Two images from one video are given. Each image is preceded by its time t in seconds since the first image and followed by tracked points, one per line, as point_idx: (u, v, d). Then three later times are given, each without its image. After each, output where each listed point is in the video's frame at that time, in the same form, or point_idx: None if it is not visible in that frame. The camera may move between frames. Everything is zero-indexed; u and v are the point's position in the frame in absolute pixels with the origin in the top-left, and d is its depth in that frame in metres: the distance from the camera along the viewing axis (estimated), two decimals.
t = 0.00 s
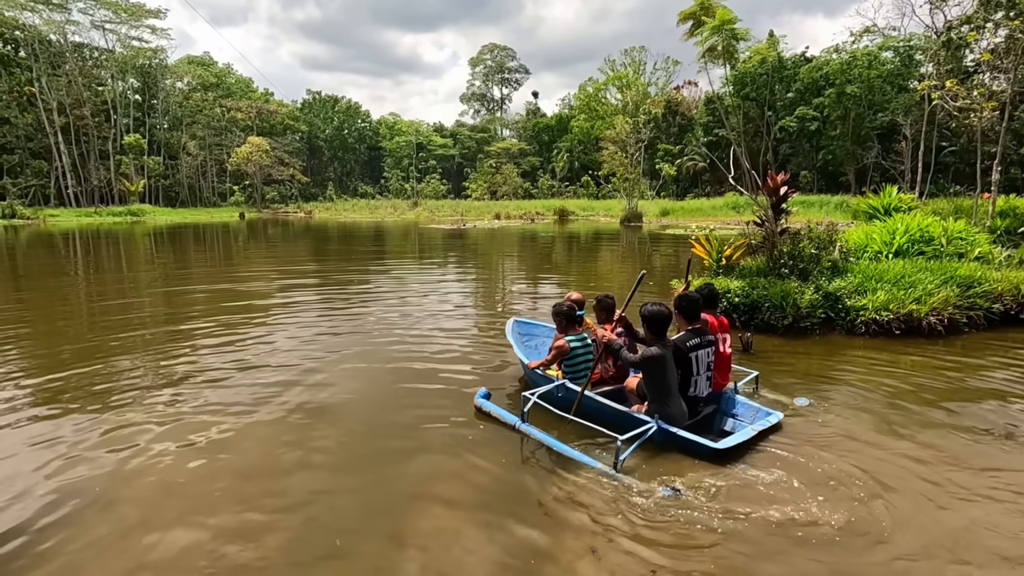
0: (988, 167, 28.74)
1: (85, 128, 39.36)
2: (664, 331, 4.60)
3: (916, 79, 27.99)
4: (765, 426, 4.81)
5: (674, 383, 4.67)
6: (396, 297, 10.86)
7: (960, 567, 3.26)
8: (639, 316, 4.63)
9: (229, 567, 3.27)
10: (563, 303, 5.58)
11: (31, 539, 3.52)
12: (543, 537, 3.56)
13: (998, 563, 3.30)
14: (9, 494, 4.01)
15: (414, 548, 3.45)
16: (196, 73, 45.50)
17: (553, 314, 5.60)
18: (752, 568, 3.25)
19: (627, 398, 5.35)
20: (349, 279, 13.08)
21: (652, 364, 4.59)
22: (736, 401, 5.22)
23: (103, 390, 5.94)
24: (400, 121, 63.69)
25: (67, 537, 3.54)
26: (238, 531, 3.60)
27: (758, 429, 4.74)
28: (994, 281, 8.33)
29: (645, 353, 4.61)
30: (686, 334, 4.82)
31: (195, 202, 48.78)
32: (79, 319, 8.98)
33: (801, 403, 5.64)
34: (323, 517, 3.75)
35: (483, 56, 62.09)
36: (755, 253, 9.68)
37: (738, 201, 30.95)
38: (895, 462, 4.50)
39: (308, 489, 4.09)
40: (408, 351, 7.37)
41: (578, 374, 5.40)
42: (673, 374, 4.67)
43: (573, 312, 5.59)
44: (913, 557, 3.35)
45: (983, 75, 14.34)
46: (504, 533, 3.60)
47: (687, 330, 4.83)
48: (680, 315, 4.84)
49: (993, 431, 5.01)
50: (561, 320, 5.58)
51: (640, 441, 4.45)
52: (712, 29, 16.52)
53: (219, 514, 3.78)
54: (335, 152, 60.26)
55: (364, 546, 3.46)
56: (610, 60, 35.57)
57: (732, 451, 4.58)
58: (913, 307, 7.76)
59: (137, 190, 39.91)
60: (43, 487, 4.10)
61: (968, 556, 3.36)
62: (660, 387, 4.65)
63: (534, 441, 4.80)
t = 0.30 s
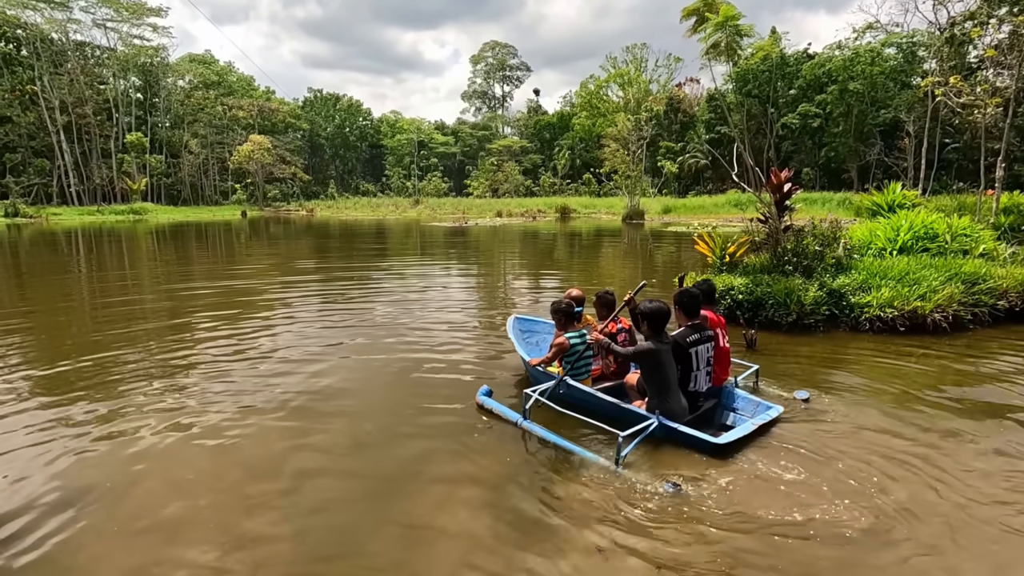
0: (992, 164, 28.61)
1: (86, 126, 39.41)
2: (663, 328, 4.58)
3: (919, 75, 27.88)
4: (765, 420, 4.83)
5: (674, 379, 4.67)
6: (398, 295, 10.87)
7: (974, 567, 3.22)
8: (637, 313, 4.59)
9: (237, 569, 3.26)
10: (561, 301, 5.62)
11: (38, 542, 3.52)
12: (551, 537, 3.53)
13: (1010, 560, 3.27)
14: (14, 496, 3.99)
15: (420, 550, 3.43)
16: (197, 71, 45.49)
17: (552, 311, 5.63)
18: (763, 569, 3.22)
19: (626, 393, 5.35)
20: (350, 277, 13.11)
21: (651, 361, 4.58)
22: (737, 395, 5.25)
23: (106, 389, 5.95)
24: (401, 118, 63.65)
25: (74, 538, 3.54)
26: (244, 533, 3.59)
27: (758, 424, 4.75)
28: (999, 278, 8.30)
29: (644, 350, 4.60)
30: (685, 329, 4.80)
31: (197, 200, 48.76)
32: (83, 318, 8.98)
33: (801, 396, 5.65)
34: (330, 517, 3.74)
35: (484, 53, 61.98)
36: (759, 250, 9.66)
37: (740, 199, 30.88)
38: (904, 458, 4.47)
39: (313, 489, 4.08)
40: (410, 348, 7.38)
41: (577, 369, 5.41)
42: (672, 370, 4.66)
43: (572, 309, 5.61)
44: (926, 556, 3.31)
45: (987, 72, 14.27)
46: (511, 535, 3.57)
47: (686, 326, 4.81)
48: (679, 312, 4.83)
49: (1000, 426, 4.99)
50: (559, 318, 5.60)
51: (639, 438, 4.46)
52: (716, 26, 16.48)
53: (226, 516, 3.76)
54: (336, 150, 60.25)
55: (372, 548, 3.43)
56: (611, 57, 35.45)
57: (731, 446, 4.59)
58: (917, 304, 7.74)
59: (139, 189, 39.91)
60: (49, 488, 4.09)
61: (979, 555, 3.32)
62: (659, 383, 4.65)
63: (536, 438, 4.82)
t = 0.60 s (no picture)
0: (995, 161, 28.49)
1: (88, 126, 39.45)
2: (658, 324, 4.62)
3: (922, 72, 27.76)
4: (762, 414, 4.86)
5: (671, 374, 4.70)
6: (399, 293, 10.89)
7: (979, 565, 3.19)
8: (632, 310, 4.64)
9: (237, 567, 3.25)
10: (558, 298, 5.62)
11: (40, 540, 3.52)
12: (551, 535, 3.52)
13: (1015, 558, 3.24)
14: (17, 494, 4.01)
15: (419, 547, 3.42)
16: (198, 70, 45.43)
17: (548, 309, 5.63)
18: (766, 567, 3.19)
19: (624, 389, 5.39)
20: (351, 275, 13.16)
21: (647, 357, 4.61)
22: (733, 389, 5.28)
23: (109, 386, 5.98)
24: (402, 116, 63.58)
25: (76, 536, 3.55)
26: (245, 530, 3.58)
27: (755, 418, 4.78)
28: (1002, 274, 8.29)
29: (640, 346, 4.64)
30: (683, 325, 4.84)
31: (199, 199, 48.84)
32: (87, 316, 9.05)
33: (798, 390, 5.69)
34: (331, 515, 3.73)
35: (484, 51, 61.92)
36: (761, 248, 9.65)
37: (742, 196, 30.82)
38: (908, 454, 4.45)
39: (313, 488, 4.06)
40: (411, 346, 7.40)
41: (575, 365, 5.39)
42: (668, 364, 4.70)
43: (569, 306, 5.63)
44: (929, 555, 3.28)
45: (990, 68, 14.20)
46: (512, 532, 3.56)
47: (684, 322, 4.85)
48: (675, 307, 4.88)
49: (1004, 422, 4.97)
50: (557, 315, 5.61)
51: (636, 432, 4.47)
52: (717, 23, 16.42)
53: (227, 514, 3.75)
54: (337, 148, 60.22)
55: (373, 545, 3.43)
56: (612, 54, 35.35)
57: (728, 440, 4.61)
58: (920, 300, 7.73)
59: (140, 188, 39.91)
60: (52, 486, 4.11)
61: (983, 552, 3.30)
62: (655, 378, 4.66)
63: (534, 434, 4.84)
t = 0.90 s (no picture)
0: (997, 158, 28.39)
1: (89, 124, 39.47)
2: (650, 322, 4.74)
3: (924, 68, 27.66)
4: (758, 409, 4.91)
5: (665, 371, 4.80)
6: (401, 290, 10.90)
7: (986, 563, 3.15)
8: (625, 307, 4.78)
9: (237, 567, 3.22)
10: (555, 295, 5.73)
11: (40, 538, 3.50)
12: (553, 533, 3.50)
13: (1013, 552, 3.25)
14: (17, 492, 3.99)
15: (421, 546, 3.39)
16: (199, 68, 45.41)
17: (545, 305, 5.74)
18: (769, 565, 3.16)
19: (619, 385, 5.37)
20: (353, 272, 13.24)
21: (641, 352, 4.72)
22: (729, 385, 5.32)
23: (110, 385, 5.95)
24: (403, 114, 63.56)
25: (75, 535, 3.52)
26: (245, 529, 3.56)
27: (751, 414, 4.82)
28: (1004, 271, 8.28)
29: (633, 344, 4.76)
30: (679, 323, 4.95)
31: (200, 197, 48.87)
32: (88, 314, 9.02)
33: (793, 386, 5.73)
34: (332, 514, 3.70)
35: (485, 49, 61.85)
36: (763, 245, 9.64)
37: (744, 193, 30.79)
38: (910, 451, 4.44)
39: (315, 486, 4.04)
40: (412, 343, 7.41)
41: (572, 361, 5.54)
42: (662, 361, 4.80)
43: (565, 303, 5.72)
44: (935, 553, 3.26)
45: (992, 64, 14.13)
46: (513, 531, 3.54)
47: (680, 319, 4.96)
48: (671, 304, 5.05)
49: (1004, 419, 4.96)
50: (553, 312, 5.71)
51: (633, 427, 4.54)
52: (718, 19, 16.36)
53: (227, 513, 3.73)
54: (338, 146, 60.17)
55: (373, 544, 3.41)
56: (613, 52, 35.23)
57: (724, 435, 4.66)
58: (921, 297, 7.71)
59: (142, 186, 39.90)
60: (52, 484, 4.09)
61: (984, 547, 3.30)
62: (649, 373, 4.76)
63: (532, 428, 4.87)
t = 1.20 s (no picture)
0: (999, 155, 28.34)
1: (90, 122, 39.50)
2: (644, 317, 4.74)
3: (926, 65, 27.57)
4: (751, 405, 4.96)
5: (661, 366, 4.83)
6: (402, 288, 10.91)
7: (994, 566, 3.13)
8: (619, 302, 4.78)
9: (237, 566, 3.20)
10: (551, 292, 5.75)
11: (45, 536, 3.50)
12: (557, 532, 3.48)
13: (1012, 549, 3.26)
14: (19, 490, 3.98)
15: (424, 546, 3.37)
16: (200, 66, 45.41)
17: (542, 302, 5.79)
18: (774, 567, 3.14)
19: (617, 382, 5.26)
20: (353, 270, 13.29)
21: (638, 347, 4.72)
22: (724, 381, 5.37)
23: (112, 383, 5.95)
24: (405, 112, 63.56)
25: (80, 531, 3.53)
26: (250, 528, 3.54)
27: (745, 409, 4.87)
28: (1007, 269, 8.25)
29: (629, 339, 4.76)
30: (676, 318, 4.96)
31: (202, 195, 48.92)
32: (90, 312, 9.03)
33: (788, 383, 5.75)
34: (336, 513, 3.70)
35: (487, 46, 61.82)
36: (765, 242, 9.63)
37: (745, 191, 30.74)
38: (913, 449, 4.43)
39: (315, 484, 4.04)
40: (413, 341, 7.42)
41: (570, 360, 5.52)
42: (658, 356, 4.82)
43: (562, 300, 5.77)
44: (936, 550, 3.26)
45: (995, 61, 14.07)
46: (516, 529, 3.53)
47: (677, 315, 4.96)
48: (671, 300, 4.98)
49: (1007, 417, 4.95)
50: (550, 308, 5.76)
51: (628, 422, 4.58)
52: (720, 16, 16.31)
53: (229, 512, 3.71)
54: (340, 144, 60.11)
55: (375, 545, 3.39)
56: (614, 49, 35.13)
57: (718, 430, 4.71)
58: (924, 295, 7.69)
59: (143, 184, 39.91)
60: (54, 480, 4.10)
61: (984, 544, 3.30)
62: (646, 368, 4.78)
63: (528, 423, 4.93)
